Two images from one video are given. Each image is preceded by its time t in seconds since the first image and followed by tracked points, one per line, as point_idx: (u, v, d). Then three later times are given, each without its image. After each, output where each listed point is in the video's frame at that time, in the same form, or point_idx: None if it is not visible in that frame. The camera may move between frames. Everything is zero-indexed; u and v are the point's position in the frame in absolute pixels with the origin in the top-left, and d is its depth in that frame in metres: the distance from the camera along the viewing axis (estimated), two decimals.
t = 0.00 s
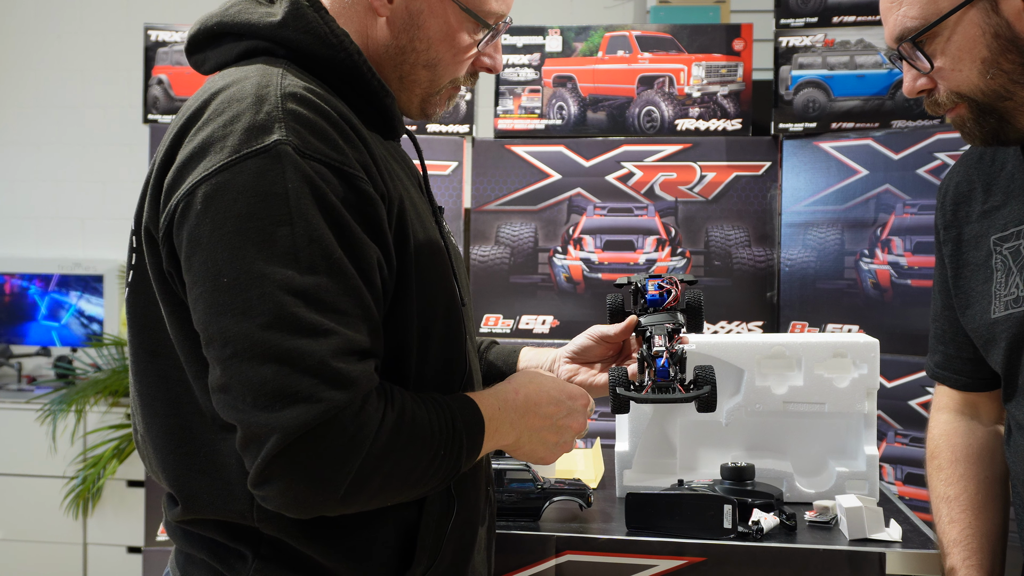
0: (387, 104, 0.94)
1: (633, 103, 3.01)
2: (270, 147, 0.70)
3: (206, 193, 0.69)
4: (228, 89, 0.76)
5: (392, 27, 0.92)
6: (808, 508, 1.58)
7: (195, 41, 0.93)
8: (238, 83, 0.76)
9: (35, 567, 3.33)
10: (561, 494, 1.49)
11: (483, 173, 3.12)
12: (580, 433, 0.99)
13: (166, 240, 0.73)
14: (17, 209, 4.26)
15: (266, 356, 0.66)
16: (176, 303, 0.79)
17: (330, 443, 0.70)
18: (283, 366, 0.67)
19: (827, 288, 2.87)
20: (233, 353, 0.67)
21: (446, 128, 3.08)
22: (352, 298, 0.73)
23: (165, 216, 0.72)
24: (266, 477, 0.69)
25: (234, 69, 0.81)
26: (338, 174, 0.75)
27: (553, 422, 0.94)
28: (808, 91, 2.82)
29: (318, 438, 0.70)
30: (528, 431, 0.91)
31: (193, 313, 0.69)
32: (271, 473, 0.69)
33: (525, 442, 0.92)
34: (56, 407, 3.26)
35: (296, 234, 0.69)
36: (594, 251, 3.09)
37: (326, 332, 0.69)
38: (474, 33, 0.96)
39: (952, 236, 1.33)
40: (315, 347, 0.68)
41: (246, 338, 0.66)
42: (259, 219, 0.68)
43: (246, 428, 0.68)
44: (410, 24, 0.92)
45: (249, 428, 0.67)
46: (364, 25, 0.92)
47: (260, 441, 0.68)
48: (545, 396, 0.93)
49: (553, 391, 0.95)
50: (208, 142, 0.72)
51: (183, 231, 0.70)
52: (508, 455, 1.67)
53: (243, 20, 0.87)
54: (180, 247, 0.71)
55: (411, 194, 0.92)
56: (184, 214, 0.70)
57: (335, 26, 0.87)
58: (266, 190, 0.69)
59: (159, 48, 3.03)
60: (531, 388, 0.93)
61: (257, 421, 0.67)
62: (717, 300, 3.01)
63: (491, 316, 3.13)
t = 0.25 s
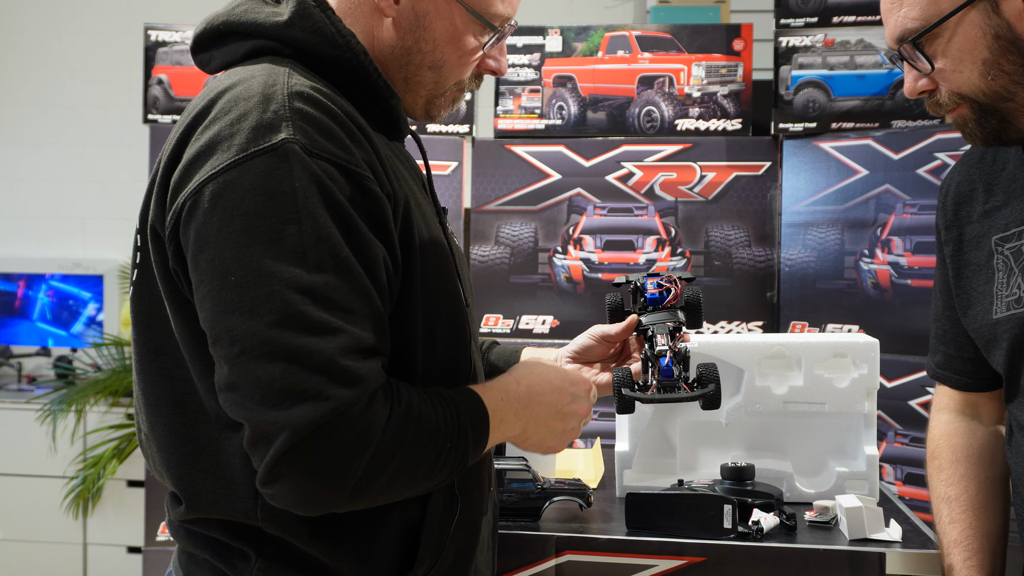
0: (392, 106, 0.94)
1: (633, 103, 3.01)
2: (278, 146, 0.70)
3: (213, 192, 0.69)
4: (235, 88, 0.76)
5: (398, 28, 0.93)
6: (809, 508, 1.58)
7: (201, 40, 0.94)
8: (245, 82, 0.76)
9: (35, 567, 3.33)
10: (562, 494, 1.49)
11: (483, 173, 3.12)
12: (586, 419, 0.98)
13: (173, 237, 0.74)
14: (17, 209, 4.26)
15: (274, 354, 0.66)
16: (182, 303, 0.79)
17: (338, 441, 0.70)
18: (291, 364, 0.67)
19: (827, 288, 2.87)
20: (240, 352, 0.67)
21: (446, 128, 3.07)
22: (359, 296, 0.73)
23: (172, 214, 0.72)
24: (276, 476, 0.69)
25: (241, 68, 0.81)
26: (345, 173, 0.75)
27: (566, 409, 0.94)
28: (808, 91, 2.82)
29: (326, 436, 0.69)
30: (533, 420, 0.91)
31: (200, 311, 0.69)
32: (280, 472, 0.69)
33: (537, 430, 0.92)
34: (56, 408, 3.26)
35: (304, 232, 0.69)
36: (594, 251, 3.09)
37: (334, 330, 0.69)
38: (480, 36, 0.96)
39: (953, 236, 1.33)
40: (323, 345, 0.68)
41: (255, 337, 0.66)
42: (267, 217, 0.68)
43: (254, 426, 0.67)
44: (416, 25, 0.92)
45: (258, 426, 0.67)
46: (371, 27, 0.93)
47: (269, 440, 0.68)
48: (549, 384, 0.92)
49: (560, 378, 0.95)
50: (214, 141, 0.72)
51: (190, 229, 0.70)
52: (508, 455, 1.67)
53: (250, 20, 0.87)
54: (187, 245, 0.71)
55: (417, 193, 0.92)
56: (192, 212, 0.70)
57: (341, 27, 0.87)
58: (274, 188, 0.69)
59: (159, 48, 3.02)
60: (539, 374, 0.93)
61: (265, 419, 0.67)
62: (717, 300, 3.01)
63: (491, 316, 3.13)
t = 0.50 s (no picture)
0: (392, 103, 0.94)
1: (633, 103, 3.01)
2: (293, 135, 0.70)
3: (236, 186, 0.68)
4: (236, 85, 0.76)
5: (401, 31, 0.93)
6: (808, 508, 1.58)
7: (201, 39, 0.93)
8: (244, 79, 0.76)
9: (36, 567, 3.33)
10: (561, 494, 1.49)
11: (483, 173, 3.12)
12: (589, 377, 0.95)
13: (193, 240, 0.72)
14: (17, 209, 4.26)
15: (329, 336, 0.66)
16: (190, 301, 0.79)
17: (407, 408, 0.71)
18: (349, 342, 0.67)
19: (827, 288, 2.88)
20: (297, 339, 0.66)
21: (446, 128, 3.07)
22: (395, 272, 0.74)
23: (190, 215, 0.71)
24: (360, 456, 0.70)
25: (234, 67, 0.81)
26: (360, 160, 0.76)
27: (577, 336, 0.89)
28: (808, 91, 2.82)
29: (396, 404, 0.70)
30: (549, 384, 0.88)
31: (235, 311, 0.68)
32: (364, 452, 0.70)
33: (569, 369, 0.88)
34: (56, 407, 3.26)
35: (333, 216, 0.70)
36: (594, 251, 3.09)
37: (379, 305, 0.70)
38: (483, 38, 0.95)
39: (952, 236, 1.33)
40: (377, 318, 0.69)
41: (311, 322, 0.66)
42: (294, 208, 0.68)
43: (331, 410, 0.67)
44: (419, 29, 0.91)
45: (330, 408, 0.67)
46: (374, 29, 0.93)
47: (346, 424, 0.68)
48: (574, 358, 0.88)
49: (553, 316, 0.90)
50: (227, 137, 0.71)
51: (215, 228, 0.69)
52: (508, 455, 1.67)
53: (250, 19, 0.87)
54: (209, 245, 0.69)
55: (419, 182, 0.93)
56: (216, 211, 0.69)
57: (341, 26, 0.87)
58: (296, 178, 0.69)
59: (159, 48, 3.02)
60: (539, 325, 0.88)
61: (343, 399, 0.67)
62: (717, 300, 3.01)
63: (491, 316, 3.13)
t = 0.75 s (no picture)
0: (395, 103, 0.93)
1: (633, 103, 3.01)
2: (317, 125, 0.72)
3: (269, 179, 0.70)
4: (248, 83, 0.76)
5: (402, 28, 0.92)
6: (808, 508, 1.58)
7: (201, 38, 0.93)
8: (253, 76, 0.77)
9: (36, 567, 3.33)
10: (562, 495, 1.49)
11: (483, 173, 3.12)
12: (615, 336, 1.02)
13: (223, 240, 0.71)
14: (17, 209, 4.26)
15: (384, 315, 0.69)
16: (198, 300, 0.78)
17: (466, 375, 0.74)
18: (403, 317, 0.70)
19: (827, 288, 2.88)
20: (356, 322, 0.68)
21: (446, 128, 3.07)
22: (430, 248, 0.77)
23: (220, 213, 0.71)
24: (432, 427, 0.72)
25: (239, 66, 0.82)
26: (380, 145, 0.78)
27: (609, 303, 0.98)
28: (808, 91, 2.82)
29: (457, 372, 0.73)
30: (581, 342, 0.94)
31: (287, 302, 0.69)
32: (436, 423, 0.72)
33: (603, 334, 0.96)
34: (56, 407, 3.26)
35: (369, 200, 0.73)
36: (594, 251, 3.09)
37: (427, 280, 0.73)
38: (484, 32, 0.94)
39: (950, 237, 1.33)
40: (432, 291, 0.72)
41: (368, 302, 0.68)
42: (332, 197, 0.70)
43: (401, 385, 0.69)
44: (420, 25, 0.91)
45: (396, 382, 0.69)
46: (375, 27, 0.93)
47: (414, 399, 0.70)
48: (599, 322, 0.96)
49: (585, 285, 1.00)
50: (251, 133, 0.72)
51: (254, 224, 0.69)
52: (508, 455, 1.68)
53: (251, 18, 0.87)
54: (245, 241, 0.70)
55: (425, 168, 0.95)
56: (253, 207, 0.69)
57: (343, 24, 0.87)
58: (328, 167, 0.71)
59: (159, 48, 3.02)
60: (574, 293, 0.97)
61: (413, 372, 0.69)
62: (717, 300, 3.02)
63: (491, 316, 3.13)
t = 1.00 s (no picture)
0: (401, 100, 0.93)
1: (633, 103, 3.01)
2: (328, 123, 0.72)
3: (281, 177, 0.70)
4: (257, 81, 0.76)
5: (402, 14, 0.93)
6: (808, 508, 1.58)
7: (207, 37, 0.93)
8: (263, 73, 0.77)
9: (36, 567, 3.33)
10: (561, 494, 1.49)
11: (483, 173, 3.12)
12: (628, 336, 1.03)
13: (232, 240, 0.71)
14: (17, 208, 4.26)
15: (394, 313, 0.69)
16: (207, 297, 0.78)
17: (477, 373, 0.74)
18: (414, 315, 0.70)
19: (827, 288, 2.87)
20: (368, 319, 0.68)
21: (446, 128, 3.07)
22: (437, 247, 0.77)
23: (230, 211, 0.71)
24: (441, 425, 0.72)
25: (248, 63, 0.81)
26: (390, 143, 0.78)
27: (621, 303, 0.98)
28: (808, 91, 2.82)
29: (469, 370, 0.74)
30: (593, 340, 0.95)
31: (300, 301, 0.69)
32: (445, 421, 0.72)
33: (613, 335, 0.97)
34: (56, 407, 3.26)
35: (380, 198, 0.73)
36: (594, 251, 3.09)
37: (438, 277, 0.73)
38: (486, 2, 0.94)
39: (948, 237, 1.33)
40: (441, 288, 0.72)
41: (379, 300, 0.69)
42: (342, 193, 0.70)
43: (412, 382, 0.69)
44: (422, 4, 0.92)
45: (408, 381, 0.69)
46: (375, 17, 0.93)
47: (424, 398, 0.70)
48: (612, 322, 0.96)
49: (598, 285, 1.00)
50: (261, 130, 0.72)
51: (265, 223, 0.69)
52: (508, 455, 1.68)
53: (258, 17, 0.87)
54: (256, 239, 0.70)
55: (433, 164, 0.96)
56: (262, 206, 0.70)
57: (351, 22, 0.87)
58: (339, 164, 0.71)
59: (159, 48, 3.02)
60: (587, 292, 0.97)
61: (424, 370, 0.70)
62: (717, 300, 3.02)
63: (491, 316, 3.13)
